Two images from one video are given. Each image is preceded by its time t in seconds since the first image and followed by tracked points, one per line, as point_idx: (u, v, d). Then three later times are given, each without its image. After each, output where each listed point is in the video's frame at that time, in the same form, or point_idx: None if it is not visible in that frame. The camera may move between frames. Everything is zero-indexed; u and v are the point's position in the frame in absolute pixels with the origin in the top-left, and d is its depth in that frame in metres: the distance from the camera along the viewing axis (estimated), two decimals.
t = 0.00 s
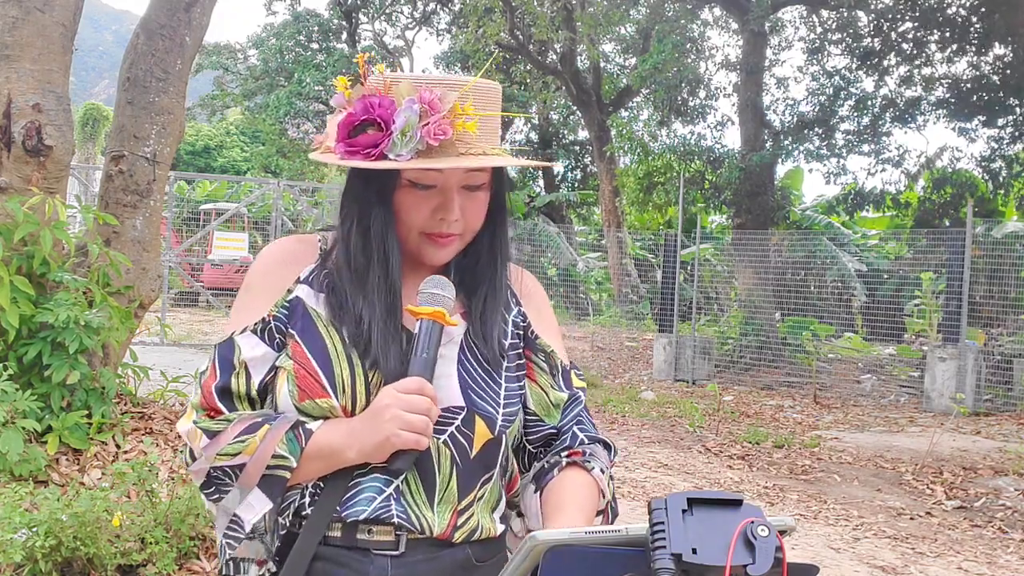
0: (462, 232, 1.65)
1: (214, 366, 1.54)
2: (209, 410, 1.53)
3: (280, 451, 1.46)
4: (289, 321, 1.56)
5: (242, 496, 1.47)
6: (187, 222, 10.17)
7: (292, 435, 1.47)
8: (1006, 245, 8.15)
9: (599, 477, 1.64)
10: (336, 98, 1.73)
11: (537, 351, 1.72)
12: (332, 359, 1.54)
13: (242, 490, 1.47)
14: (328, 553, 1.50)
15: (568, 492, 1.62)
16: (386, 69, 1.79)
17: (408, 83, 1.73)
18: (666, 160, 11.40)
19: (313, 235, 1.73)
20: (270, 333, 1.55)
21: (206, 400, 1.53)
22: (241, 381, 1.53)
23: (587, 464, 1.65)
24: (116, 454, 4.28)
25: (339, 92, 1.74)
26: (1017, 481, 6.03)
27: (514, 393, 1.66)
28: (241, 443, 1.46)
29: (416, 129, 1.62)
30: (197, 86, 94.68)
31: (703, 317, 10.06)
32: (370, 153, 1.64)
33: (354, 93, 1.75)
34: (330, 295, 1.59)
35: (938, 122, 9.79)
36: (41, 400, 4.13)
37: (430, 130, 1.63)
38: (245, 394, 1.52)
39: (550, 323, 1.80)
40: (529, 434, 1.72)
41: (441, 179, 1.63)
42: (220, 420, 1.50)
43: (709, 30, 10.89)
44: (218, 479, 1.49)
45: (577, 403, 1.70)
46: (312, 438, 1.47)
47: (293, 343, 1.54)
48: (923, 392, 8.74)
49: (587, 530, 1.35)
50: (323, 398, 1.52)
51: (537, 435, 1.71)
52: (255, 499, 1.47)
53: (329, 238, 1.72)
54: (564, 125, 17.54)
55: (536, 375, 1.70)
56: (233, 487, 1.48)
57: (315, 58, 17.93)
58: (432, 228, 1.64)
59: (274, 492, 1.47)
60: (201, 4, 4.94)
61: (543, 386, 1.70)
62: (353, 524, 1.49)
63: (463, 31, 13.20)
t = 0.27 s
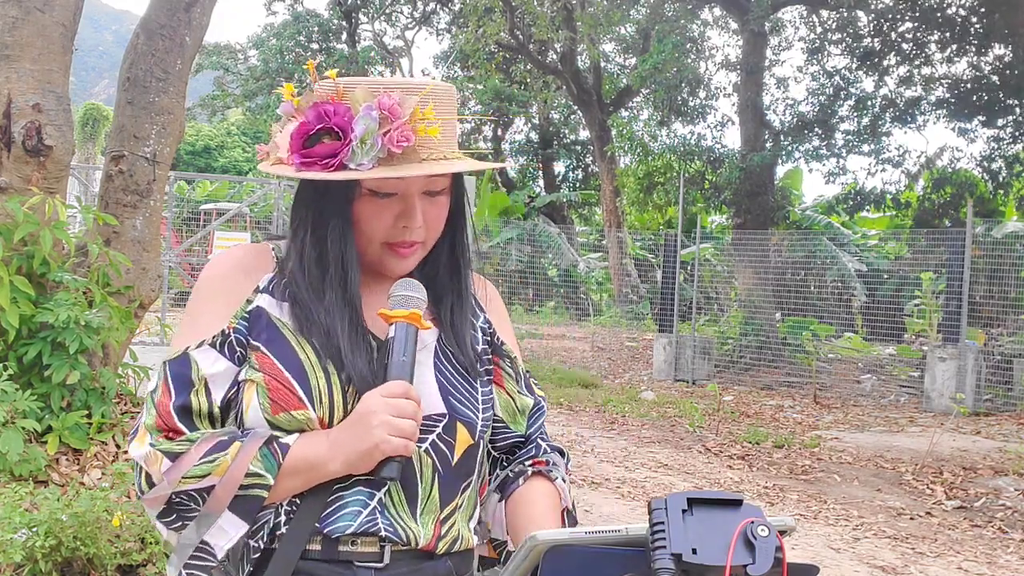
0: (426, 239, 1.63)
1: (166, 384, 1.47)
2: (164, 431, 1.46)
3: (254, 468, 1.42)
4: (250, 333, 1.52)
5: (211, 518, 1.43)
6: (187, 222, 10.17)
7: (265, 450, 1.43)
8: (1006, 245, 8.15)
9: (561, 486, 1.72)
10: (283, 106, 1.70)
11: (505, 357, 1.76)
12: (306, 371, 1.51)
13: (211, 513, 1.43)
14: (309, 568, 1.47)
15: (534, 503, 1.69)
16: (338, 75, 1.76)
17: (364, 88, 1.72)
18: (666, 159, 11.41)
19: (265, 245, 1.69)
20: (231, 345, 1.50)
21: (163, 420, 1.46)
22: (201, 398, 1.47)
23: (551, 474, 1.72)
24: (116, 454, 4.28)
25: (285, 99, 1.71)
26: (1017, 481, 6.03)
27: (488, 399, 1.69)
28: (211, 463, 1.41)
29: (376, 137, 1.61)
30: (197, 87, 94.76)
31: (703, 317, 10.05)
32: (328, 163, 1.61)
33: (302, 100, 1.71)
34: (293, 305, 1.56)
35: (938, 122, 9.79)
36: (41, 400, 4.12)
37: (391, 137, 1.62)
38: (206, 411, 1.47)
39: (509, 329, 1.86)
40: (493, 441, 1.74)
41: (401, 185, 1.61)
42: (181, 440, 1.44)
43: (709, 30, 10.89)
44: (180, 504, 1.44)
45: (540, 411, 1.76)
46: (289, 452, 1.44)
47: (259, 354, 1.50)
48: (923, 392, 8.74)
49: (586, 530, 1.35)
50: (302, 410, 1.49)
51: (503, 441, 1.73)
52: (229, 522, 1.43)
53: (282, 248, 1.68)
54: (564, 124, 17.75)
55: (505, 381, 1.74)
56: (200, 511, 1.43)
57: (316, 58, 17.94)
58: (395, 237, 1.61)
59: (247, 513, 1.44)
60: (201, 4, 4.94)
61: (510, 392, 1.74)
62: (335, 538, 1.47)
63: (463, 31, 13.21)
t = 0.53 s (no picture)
0: (404, 231, 1.64)
1: (136, 387, 1.45)
2: (136, 435, 1.44)
3: (231, 471, 1.42)
4: (224, 333, 1.51)
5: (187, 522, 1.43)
6: (187, 222, 10.18)
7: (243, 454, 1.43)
8: (1006, 245, 8.15)
9: (551, 482, 1.72)
10: (254, 97, 1.69)
11: (483, 353, 1.78)
12: (283, 371, 1.51)
13: (187, 517, 1.42)
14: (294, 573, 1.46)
15: (525, 500, 1.69)
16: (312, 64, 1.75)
17: (339, 77, 1.72)
18: (666, 160, 11.42)
19: (235, 244, 1.67)
20: (204, 345, 1.49)
21: (134, 424, 1.44)
22: (174, 400, 1.46)
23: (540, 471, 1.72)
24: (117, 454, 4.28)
25: (256, 90, 1.70)
26: (1017, 481, 6.03)
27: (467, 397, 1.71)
28: (190, 467, 1.40)
29: (353, 126, 1.61)
30: (197, 87, 94.82)
31: (703, 317, 10.05)
32: (304, 155, 1.60)
33: (273, 92, 1.70)
34: (267, 304, 1.55)
35: (938, 122, 9.79)
36: (41, 400, 4.11)
37: (370, 126, 1.63)
38: (178, 414, 1.46)
39: (486, 325, 1.88)
40: (475, 438, 1.76)
41: (378, 176, 1.62)
42: (155, 444, 1.42)
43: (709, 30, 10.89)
44: (154, 510, 1.43)
45: (520, 407, 1.78)
46: (267, 453, 1.43)
47: (232, 354, 1.50)
48: (923, 392, 8.75)
49: (587, 530, 1.34)
50: (280, 411, 1.49)
51: (485, 439, 1.76)
52: (206, 526, 1.43)
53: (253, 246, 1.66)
54: (565, 124, 17.69)
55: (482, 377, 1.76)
56: (176, 515, 1.43)
57: (316, 58, 17.94)
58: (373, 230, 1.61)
59: (224, 516, 1.43)
60: (201, 3, 4.93)
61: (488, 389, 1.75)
62: (316, 543, 1.47)
63: (463, 31, 13.21)
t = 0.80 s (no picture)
0: (388, 229, 1.62)
1: (113, 393, 1.46)
2: (114, 440, 1.45)
3: (208, 474, 1.42)
4: (199, 335, 1.51)
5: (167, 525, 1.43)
6: (188, 222, 10.18)
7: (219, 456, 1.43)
8: (1006, 245, 8.15)
9: (562, 452, 1.81)
10: (236, 91, 1.70)
11: (464, 346, 1.78)
12: (258, 372, 1.51)
13: (167, 520, 1.43)
14: None
15: (545, 471, 1.75)
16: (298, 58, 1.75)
17: (325, 73, 1.72)
18: (666, 160, 11.42)
19: (212, 245, 1.67)
20: (180, 348, 1.49)
21: (111, 429, 1.45)
22: (151, 404, 1.46)
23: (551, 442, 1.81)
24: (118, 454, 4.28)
25: (239, 83, 1.70)
26: (1017, 481, 6.03)
27: (448, 390, 1.70)
28: (166, 471, 1.41)
29: (341, 122, 1.61)
30: (197, 86, 94.80)
31: (703, 317, 10.04)
32: (290, 149, 1.59)
33: (257, 85, 1.71)
34: (241, 305, 1.55)
35: (938, 122, 9.80)
36: (41, 400, 4.11)
37: (359, 123, 1.63)
38: (156, 418, 1.46)
39: (473, 317, 1.88)
40: (466, 430, 1.76)
41: (363, 173, 1.60)
42: (132, 449, 1.43)
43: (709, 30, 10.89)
44: (134, 515, 1.43)
45: (513, 395, 1.79)
46: (243, 454, 1.43)
47: (207, 356, 1.49)
48: (923, 392, 8.75)
49: (587, 530, 1.35)
50: (255, 411, 1.49)
51: (479, 431, 1.75)
52: (184, 530, 1.43)
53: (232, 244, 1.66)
54: (566, 124, 17.75)
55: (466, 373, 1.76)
56: (156, 519, 1.43)
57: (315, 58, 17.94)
58: (356, 228, 1.59)
59: (203, 520, 1.43)
60: (201, 4, 4.93)
61: (475, 381, 1.76)
62: (299, 546, 1.47)
63: (463, 31, 13.21)
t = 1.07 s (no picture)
0: (380, 231, 1.62)
1: (104, 404, 1.47)
2: (106, 451, 1.46)
3: (199, 482, 1.42)
4: (187, 343, 1.51)
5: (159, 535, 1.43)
6: (188, 222, 10.18)
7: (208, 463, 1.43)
8: (1006, 245, 8.15)
9: (549, 469, 1.77)
10: (223, 94, 1.68)
11: (463, 346, 1.78)
12: (246, 379, 1.50)
13: (159, 529, 1.43)
14: None
15: (531, 489, 1.72)
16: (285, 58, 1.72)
17: (315, 76, 1.70)
18: (666, 160, 11.42)
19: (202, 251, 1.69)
20: (167, 357, 1.49)
21: (102, 439, 1.46)
22: (142, 414, 1.47)
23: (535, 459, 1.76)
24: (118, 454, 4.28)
25: (225, 85, 1.68)
26: (1017, 481, 6.03)
27: (444, 389, 1.68)
28: (155, 480, 1.41)
29: (332, 126, 1.60)
30: (197, 87, 94.83)
31: (703, 317, 10.04)
32: (280, 154, 1.58)
33: (243, 87, 1.68)
34: (228, 312, 1.55)
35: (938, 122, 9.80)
36: (41, 400, 4.11)
37: (351, 127, 1.63)
38: (147, 427, 1.47)
39: (466, 317, 1.89)
40: (458, 432, 1.74)
41: (354, 176, 1.59)
42: (122, 459, 1.44)
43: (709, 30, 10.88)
44: (127, 525, 1.43)
45: (506, 403, 1.76)
46: (232, 462, 1.43)
47: (196, 364, 1.49)
48: (923, 392, 8.75)
49: (587, 531, 1.34)
50: (243, 419, 1.48)
51: (471, 435, 1.74)
52: (177, 538, 1.43)
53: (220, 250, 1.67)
54: (566, 124, 17.77)
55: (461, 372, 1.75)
56: (148, 529, 1.43)
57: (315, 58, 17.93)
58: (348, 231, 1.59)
59: (195, 528, 1.43)
60: (201, 4, 4.93)
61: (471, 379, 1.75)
62: (293, 550, 1.47)
63: (463, 31, 13.20)
